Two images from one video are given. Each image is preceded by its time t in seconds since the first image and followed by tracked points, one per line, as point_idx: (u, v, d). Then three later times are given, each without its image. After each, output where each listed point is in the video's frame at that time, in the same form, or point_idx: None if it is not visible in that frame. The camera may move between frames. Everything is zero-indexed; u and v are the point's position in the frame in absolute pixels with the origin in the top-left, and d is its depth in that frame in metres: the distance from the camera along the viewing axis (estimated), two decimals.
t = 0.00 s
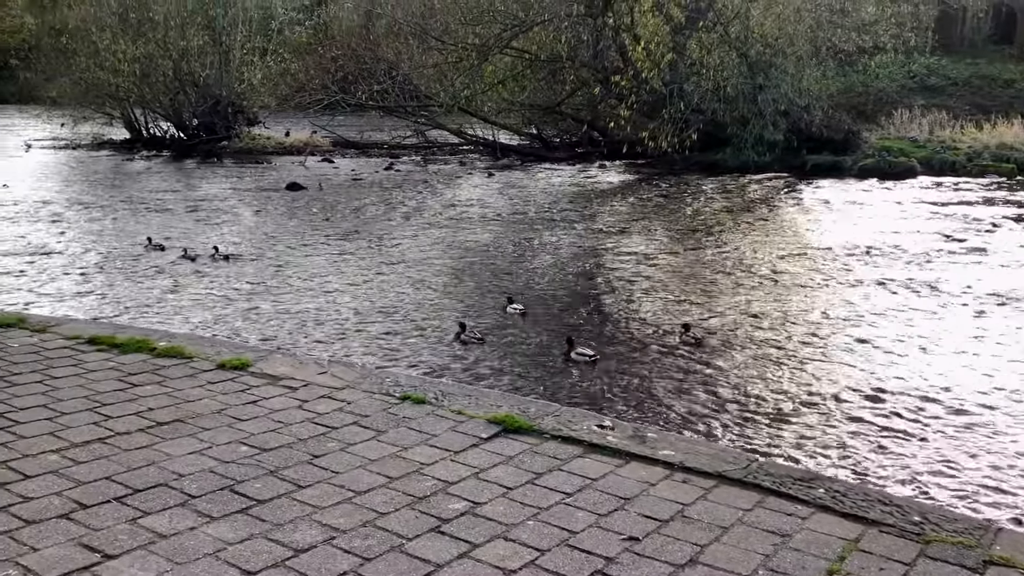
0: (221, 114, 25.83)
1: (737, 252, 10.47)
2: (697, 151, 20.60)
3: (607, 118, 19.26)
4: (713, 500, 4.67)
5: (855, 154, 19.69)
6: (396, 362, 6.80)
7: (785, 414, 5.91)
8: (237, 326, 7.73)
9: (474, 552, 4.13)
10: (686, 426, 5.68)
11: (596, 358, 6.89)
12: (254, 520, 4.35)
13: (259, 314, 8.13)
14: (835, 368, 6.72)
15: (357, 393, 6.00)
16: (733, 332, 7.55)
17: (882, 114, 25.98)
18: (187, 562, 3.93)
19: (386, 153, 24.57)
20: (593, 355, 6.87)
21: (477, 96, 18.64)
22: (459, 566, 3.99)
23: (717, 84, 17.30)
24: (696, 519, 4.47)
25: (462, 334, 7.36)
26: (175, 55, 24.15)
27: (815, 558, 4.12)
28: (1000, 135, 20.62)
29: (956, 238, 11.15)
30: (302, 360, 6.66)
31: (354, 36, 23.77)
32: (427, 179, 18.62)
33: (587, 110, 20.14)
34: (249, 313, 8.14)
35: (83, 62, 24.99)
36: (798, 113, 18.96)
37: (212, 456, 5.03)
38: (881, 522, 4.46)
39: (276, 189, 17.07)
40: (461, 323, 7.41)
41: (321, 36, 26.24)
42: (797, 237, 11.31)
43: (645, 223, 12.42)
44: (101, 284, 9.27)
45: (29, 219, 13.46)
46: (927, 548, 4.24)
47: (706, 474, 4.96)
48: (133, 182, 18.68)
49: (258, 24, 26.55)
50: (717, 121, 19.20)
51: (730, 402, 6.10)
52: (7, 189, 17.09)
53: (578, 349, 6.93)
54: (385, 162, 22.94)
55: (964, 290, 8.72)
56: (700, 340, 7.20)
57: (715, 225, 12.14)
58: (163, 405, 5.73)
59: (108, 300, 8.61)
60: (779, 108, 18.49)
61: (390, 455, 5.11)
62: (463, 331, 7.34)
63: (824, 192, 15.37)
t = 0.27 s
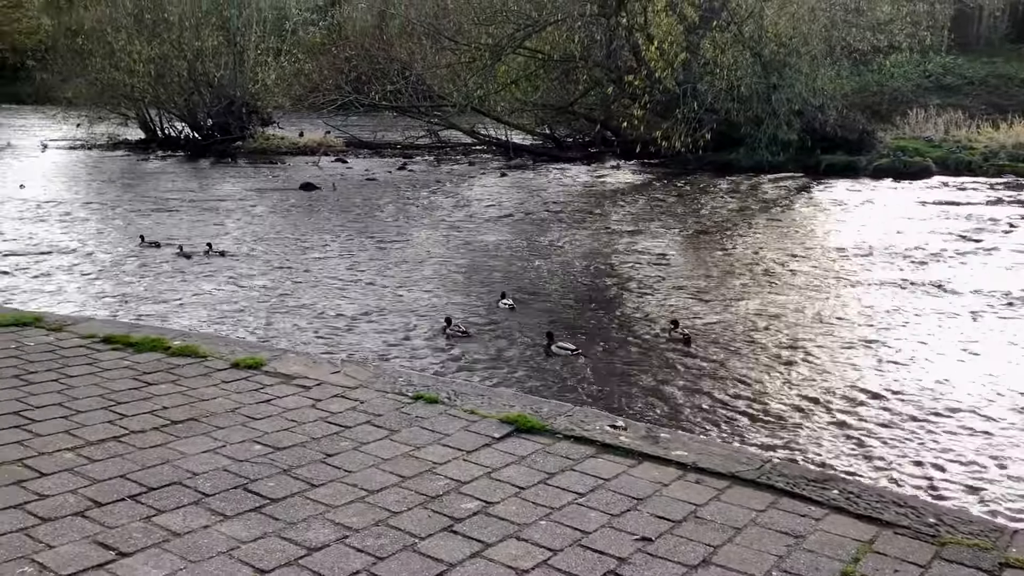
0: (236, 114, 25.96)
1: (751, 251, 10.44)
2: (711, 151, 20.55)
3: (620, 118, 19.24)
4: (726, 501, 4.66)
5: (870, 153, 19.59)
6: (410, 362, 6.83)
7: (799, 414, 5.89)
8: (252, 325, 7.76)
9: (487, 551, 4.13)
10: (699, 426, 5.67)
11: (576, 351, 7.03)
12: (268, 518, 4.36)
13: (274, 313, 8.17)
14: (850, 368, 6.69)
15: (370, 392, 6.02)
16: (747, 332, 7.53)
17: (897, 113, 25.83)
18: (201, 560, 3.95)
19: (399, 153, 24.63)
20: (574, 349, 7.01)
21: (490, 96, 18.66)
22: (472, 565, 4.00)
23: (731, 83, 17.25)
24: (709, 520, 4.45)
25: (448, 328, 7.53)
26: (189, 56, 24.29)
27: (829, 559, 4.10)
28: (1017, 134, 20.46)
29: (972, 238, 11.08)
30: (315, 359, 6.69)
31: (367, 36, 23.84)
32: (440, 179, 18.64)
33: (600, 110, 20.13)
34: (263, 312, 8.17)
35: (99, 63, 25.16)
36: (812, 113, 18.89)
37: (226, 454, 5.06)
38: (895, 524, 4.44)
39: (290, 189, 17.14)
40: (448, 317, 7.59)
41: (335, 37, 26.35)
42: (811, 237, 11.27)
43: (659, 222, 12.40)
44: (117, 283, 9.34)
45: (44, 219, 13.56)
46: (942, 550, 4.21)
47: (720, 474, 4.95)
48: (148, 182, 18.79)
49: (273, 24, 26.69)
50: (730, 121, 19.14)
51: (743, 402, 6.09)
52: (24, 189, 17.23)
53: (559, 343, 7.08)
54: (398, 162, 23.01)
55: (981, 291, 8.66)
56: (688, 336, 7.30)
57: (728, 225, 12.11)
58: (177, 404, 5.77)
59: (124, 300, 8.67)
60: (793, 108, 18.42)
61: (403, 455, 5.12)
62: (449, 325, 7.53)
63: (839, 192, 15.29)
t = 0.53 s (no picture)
0: (249, 115, 26.08)
1: (765, 251, 10.40)
2: (724, 151, 20.49)
3: (633, 118, 19.20)
4: (738, 502, 4.64)
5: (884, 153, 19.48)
6: (424, 361, 6.83)
7: (813, 415, 5.86)
8: (266, 325, 7.79)
9: (498, 552, 4.12)
10: (711, 427, 5.66)
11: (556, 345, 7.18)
12: (280, 518, 4.38)
13: (288, 313, 8.20)
14: (865, 369, 6.65)
15: (382, 392, 6.03)
16: (760, 332, 7.50)
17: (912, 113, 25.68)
18: (214, 559, 3.97)
19: (412, 153, 24.69)
20: (554, 343, 7.15)
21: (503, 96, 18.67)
22: (484, 565, 3.99)
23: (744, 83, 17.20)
24: (722, 521, 4.44)
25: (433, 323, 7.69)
26: (203, 56, 24.41)
27: (843, 561, 4.08)
28: None
29: (987, 238, 11.01)
30: (328, 359, 6.71)
31: (380, 37, 23.91)
32: (452, 179, 18.65)
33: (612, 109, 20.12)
34: (276, 312, 8.19)
35: (113, 64, 25.32)
36: (826, 112, 18.80)
37: (239, 454, 5.08)
38: (910, 526, 4.41)
39: (303, 189, 17.19)
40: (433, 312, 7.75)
41: (348, 38, 26.43)
42: (825, 237, 11.22)
43: (672, 222, 12.37)
44: (132, 282, 9.41)
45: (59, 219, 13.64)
46: (957, 553, 4.17)
47: (733, 475, 4.93)
48: (162, 182, 18.90)
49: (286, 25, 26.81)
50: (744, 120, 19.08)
51: (755, 402, 6.07)
52: (39, 189, 17.36)
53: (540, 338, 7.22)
54: (410, 162, 23.05)
55: (996, 291, 8.59)
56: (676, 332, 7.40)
57: (742, 224, 12.08)
58: (190, 403, 5.79)
59: (139, 299, 8.72)
60: (807, 107, 18.34)
61: (415, 455, 5.12)
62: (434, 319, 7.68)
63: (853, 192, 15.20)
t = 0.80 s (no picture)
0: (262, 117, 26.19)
1: (778, 253, 10.38)
2: (736, 152, 20.43)
3: (645, 119, 19.17)
4: (751, 504, 4.62)
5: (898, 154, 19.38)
6: (436, 363, 6.84)
7: (826, 418, 5.83)
8: (279, 326, 7.82)
9: (510, 553, 4.12)
10: (723, 429, 5.64)
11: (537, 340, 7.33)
12: (292, 519, 4.38)
13: (302, 314, 8.22)
14: (878, 371, 6.62)
15: (394, 393, 6.04)
16: (773, 334, 7.47)
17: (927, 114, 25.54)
18: (226, 560, 3.98)
19: (424, 155, 24.73)
20: (535, 337, 7.31)
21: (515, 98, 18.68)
22: (495, 567, 3.99)
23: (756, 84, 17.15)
24: (734, 524, 4.42)
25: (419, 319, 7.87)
26: (217, 58, 24.51)
27: (856, 564, 4.05)
28: None
29: (1002, 239, 10.94)
30: (340, 360, 6.72)
31: (393, 39, 23.97)
32: (465, 181, 18.67)
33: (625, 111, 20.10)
34: (289, 314, 8.21)
35: (128, 66, 25.48)
36: (839, 113, 18.72)
37: (252, 454, 5.09)
38: (924, 529, 4.37)
39: (316, 191, 17.24)
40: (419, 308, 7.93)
41: (361, 40, 26.51)
42: (839, 238, 11.17)
43: (684, 224, 12.35)
44: (145, 283, 9.47)
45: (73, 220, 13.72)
46: (972, 557, 4.14)
47: (745, 478, 4.90)
48: (176, 183, 19.00)
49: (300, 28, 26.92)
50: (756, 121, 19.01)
51: (767, 404, 6.05)
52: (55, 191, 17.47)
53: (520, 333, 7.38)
54: (422, 164, 23.09)
55: (1012, 293, 8.53)
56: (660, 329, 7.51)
57: (755, 226, 12.04)
58: (203, 404, 5.81)
59: (152, 300, 8.76)
60: (820, 108, 18.27)
61: (427, 456, 5.12)
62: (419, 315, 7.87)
63: (867, 194, 15.12)
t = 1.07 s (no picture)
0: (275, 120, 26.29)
1: (790, 255, 10.34)
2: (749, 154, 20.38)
3: (657, 121, 19.13)
4: (763, 508, 4.60)
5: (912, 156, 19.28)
6: (448, 365, 6.85)
7: (839, 421, 5.80)
8: (293, 328, 7.85)
9: (521, 556, 4.11)
10: (735, 432, 5.62)
11: (518, 336, 7.49)
12: (304, 520, 4.39)
13: (314, 316, 8.24)
14: (892, 374, 6.58)
15: (406, 395, 6.05)
16: (786, 337, 7.44)
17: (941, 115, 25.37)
18: (239, 561, 3.99)
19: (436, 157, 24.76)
20: (515, 334, 7.46)
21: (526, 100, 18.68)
22: (507, 569, 3.99)
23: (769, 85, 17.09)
24: (747, 527, 4.39)
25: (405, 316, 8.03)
26: (230, 62, 24.59)
27: (870, 568, 4.03)
28: None
29: (1017, 241, 10.87)
30: (352, 362, 6.74)
31: (406, 42, 24.02)
32: (477, 183, 18.68)
33: (636, 113, 20.08)
34: (302, 316, 8.23)
35: (142, 69, 25.62)
36: (853, 114, 18.63)
37: (264, 456, 5.11)
38: (938, 533, 4.34)
39: (328, 193, 17.29)
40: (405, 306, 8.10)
41: (374, 43, 26.58)
42: (852, 240, 11.11)
43: (697, 226, 12.32)
44: (158, 285, 9.53)
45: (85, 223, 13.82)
46: (987, 561, 4.10)
47: (758, 481, 4.88)
48: (189, 186, 19.08)
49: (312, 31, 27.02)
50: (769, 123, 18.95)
51: (779, 407, 6.03)
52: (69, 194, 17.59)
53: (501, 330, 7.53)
54: (434, 166, 23.12)
55: None
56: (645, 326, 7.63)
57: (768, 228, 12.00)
58: (216, 406, 5.84)
59: (165, 302, 8.80)
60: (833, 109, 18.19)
61: (438, 458, 5.12)
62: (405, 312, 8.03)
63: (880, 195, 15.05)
